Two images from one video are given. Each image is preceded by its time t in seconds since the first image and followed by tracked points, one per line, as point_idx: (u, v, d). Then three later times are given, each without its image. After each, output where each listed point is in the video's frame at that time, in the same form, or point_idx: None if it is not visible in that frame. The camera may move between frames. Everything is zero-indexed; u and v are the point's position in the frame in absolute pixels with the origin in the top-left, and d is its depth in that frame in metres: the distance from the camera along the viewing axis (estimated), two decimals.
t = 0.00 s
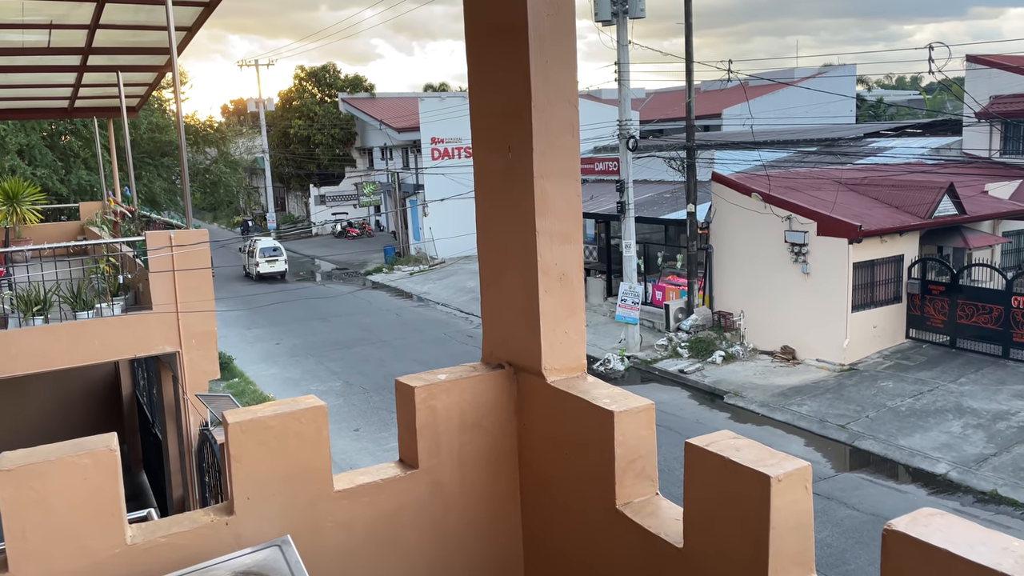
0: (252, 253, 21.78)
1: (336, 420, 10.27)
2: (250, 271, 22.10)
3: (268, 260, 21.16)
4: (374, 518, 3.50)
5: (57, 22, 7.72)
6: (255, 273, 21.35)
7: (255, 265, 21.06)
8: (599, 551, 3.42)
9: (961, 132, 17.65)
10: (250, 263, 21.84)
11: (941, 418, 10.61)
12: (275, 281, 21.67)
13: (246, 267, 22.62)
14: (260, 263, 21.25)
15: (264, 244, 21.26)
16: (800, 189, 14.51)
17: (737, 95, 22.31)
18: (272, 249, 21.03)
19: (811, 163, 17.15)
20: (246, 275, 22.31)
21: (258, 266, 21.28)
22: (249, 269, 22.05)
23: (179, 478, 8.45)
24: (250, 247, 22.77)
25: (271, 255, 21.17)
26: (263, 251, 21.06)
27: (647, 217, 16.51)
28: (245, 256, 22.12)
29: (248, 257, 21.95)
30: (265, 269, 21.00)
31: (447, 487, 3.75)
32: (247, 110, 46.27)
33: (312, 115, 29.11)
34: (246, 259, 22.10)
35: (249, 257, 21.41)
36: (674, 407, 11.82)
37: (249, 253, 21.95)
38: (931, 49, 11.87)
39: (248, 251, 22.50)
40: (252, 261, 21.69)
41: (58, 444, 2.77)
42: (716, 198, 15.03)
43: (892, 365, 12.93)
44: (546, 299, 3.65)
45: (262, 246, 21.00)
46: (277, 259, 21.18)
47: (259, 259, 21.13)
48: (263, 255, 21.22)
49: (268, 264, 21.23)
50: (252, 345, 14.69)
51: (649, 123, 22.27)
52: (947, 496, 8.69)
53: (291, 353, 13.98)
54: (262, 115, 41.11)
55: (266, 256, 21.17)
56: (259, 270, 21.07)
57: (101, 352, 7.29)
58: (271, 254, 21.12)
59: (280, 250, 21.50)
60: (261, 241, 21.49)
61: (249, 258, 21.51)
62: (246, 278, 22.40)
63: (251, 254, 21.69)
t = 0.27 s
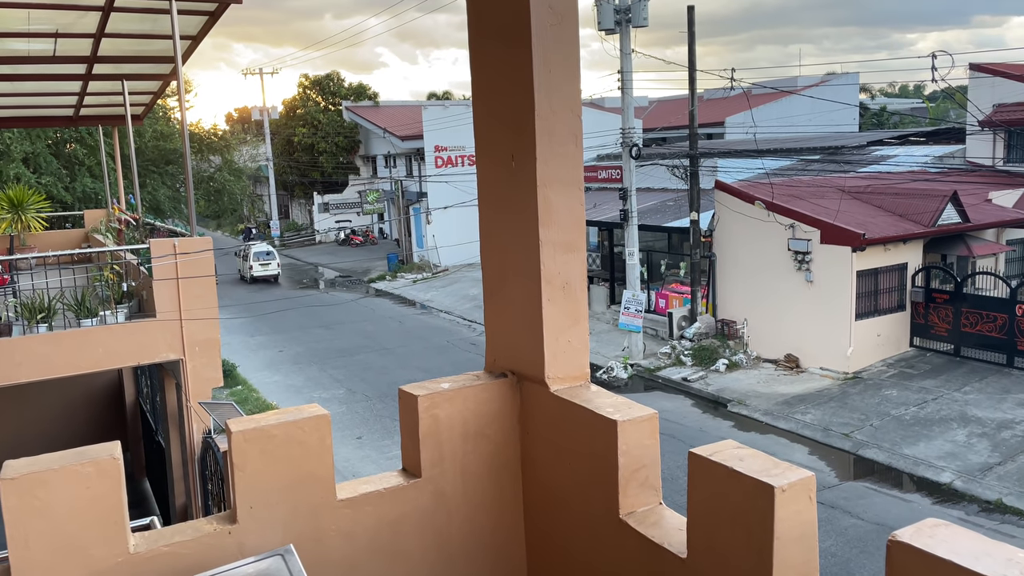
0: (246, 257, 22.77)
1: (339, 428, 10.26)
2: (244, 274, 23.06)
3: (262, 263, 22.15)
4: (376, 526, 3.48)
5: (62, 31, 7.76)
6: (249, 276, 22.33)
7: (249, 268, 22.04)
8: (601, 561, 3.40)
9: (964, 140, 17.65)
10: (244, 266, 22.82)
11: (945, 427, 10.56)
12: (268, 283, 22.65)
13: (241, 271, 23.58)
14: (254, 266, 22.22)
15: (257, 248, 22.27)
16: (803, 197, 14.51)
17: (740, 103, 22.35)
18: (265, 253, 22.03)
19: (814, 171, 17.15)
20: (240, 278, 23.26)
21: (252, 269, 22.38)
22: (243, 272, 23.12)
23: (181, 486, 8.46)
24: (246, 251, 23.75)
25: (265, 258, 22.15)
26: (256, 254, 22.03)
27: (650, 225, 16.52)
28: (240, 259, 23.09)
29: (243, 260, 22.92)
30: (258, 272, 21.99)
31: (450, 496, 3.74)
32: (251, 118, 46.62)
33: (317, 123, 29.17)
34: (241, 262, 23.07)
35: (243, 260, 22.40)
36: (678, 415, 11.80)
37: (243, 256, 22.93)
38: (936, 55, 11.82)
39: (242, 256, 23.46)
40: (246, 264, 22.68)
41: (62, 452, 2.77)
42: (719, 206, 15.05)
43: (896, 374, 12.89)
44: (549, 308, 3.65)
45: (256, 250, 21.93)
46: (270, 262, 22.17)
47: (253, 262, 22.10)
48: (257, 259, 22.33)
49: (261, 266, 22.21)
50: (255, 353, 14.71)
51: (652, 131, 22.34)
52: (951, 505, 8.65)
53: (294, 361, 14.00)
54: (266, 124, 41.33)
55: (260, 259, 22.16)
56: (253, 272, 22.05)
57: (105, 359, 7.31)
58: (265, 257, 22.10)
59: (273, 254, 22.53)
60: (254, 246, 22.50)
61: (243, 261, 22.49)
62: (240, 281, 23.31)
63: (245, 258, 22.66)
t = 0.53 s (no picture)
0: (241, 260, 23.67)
1: (342, 434, 10.26)
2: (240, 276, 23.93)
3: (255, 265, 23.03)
4: (378, 532, 3.48)
5: (67, 37, 7.80)
6: (243, 278, 23.20)
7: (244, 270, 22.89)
8: (604, 568, 3.40)
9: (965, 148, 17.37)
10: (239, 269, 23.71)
11: (949, 433, 10.53)
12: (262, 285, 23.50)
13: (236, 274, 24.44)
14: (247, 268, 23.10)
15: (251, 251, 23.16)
16: (806, 203, 14.52)
17: (742, 109, 22.37)
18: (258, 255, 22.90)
19: (816, 177, 17.16)
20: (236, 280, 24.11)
21: (246, 272, 23.27)
22: (238, 274, 24.11)
23: (184, 492, 8.46)
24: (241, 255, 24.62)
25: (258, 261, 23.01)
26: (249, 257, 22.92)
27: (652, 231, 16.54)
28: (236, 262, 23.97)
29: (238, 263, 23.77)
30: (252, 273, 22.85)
31: (453, 502, 3.74)
32: (254, 124, 46.93)
33: (320, 130, 29.28)
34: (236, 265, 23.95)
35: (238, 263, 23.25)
36: (680, 421, 11.79)
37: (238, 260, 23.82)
38: (934, 64, 11.09)
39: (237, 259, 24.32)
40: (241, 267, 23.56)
41: (65, 459, 2.77)
42: (721, 212, 15.06)
43: (899, 380, 12.86)
44: (551, 314, 3.65)
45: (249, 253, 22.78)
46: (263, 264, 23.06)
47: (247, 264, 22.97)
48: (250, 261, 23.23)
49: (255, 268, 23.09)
50: (257, 358, 14.73)
51: (655, 137, 22.36)
52: (955, 512, 8.62)
53: (296, 367, 14.02)
54: (270, 130, 41.51)
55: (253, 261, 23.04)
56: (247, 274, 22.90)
57: (108, 365, 7.32)
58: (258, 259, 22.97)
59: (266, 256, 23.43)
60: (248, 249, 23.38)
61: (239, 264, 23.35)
62: (236, 284, 24.12)
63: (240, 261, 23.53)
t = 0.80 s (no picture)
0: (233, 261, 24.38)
1: (343, 438, 10.27)
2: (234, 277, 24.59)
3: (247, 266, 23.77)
4: (380, 534, 3.48)
5: (70, 42, 7.82)
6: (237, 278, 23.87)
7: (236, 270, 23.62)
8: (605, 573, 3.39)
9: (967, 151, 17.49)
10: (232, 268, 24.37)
11: (951, 438, 10.52)
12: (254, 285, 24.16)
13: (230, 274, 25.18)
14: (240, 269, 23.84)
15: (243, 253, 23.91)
16: (807, 207, 14.52)
17: (744, 114, 22.41)
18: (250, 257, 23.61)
19: (818, 182, 17.15)
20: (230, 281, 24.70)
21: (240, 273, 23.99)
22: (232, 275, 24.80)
23: (185, 496, 8.45)
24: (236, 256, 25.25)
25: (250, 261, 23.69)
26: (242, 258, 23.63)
27: (654, 235, 16.54)
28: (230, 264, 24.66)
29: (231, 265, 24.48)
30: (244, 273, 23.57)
31: (454, 505, 3.73)
32: (256, 128, 47.04)
33: (321, 135, 29.40)
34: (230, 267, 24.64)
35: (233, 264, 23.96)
36: (682, 426, 11.78)
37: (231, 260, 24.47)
38: (935, 68, 11.06)
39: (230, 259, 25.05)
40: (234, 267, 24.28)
41: (67, 463, 2.77)
42: (722, 217, 15.05)
43: (901, 384, 12.84)
44: (553, 318, 3.65)
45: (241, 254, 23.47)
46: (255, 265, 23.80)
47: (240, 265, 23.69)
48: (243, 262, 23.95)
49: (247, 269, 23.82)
50: (258, 363, 14.75)
51: (656, 142, 22.41)
52: (957, 517, 8.60)
53: (297, 371, 14.03)
54: (272, 135, 41.60)
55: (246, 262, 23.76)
56: (239, 275, 23.64)
57: (110, 369, 7.33)
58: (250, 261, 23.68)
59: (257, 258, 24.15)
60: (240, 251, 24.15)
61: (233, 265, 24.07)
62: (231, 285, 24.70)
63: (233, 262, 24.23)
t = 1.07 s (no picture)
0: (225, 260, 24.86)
1: (343, 441, 10.27)
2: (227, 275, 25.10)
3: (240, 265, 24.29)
4: (382, 536, 3.48)
5: (70, 46, 7.84)
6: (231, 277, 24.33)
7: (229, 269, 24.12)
8: None
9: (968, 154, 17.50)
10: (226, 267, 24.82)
11: (952, 441, 10.51)
12: (247, 284, 24.63)
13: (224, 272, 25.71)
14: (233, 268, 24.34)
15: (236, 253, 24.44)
16: (808, 210, 14.53)
17: (744, 117, 22.45)
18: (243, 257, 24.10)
19: (818, 184, 17.16)
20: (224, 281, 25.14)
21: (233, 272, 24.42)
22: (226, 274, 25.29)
23: (186, 499, 8.45)
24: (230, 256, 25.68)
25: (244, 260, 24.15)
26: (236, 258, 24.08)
27: (654, 238, 16.56)
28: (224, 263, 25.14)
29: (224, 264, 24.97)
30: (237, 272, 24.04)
31: (455, 508, 3.73)
32: (257, 131, 47.23)
33: (322, 137, 29.49)
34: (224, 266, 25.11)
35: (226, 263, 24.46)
36: (682, 428, 11.78)
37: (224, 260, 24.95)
38: (934, 71, 10.84)
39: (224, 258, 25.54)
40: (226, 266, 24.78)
41: (69, 466, 2.77)
42: (723, 220, 15.06)
43: (902, 387, 12.84)
44: (553, 321, 3.65)
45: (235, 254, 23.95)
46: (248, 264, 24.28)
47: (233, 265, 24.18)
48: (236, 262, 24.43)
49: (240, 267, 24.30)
50: (259, 365, 14.78)
51: (656, 145, 22.45)
52: (958, 520, 8.59)
53: (298, 374, 14.04)
54: (273, 139, 41.72)
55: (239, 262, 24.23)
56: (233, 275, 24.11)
57: (110, 372, 7.34)
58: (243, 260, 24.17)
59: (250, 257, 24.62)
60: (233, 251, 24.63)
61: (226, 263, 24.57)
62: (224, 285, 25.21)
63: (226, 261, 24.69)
